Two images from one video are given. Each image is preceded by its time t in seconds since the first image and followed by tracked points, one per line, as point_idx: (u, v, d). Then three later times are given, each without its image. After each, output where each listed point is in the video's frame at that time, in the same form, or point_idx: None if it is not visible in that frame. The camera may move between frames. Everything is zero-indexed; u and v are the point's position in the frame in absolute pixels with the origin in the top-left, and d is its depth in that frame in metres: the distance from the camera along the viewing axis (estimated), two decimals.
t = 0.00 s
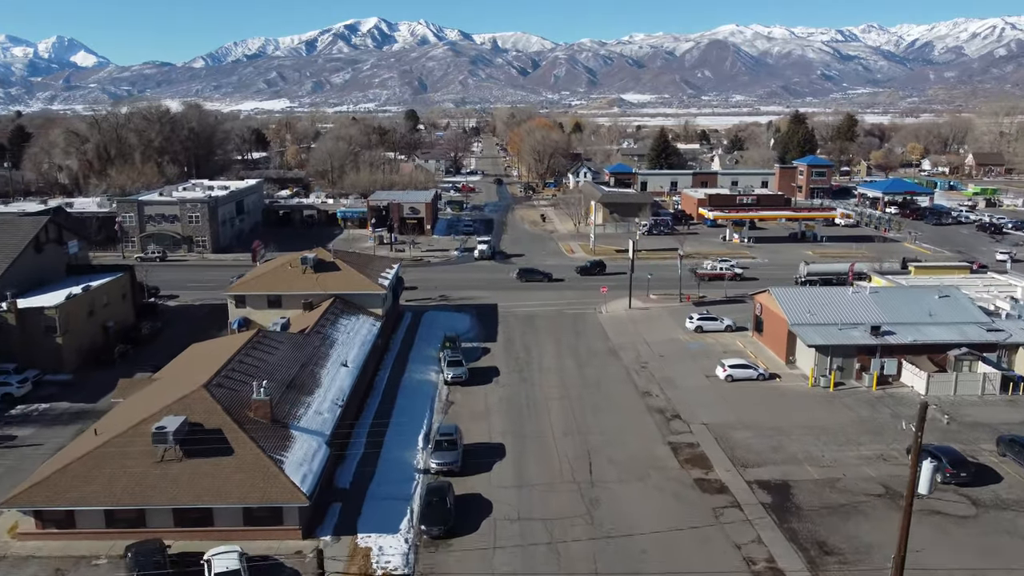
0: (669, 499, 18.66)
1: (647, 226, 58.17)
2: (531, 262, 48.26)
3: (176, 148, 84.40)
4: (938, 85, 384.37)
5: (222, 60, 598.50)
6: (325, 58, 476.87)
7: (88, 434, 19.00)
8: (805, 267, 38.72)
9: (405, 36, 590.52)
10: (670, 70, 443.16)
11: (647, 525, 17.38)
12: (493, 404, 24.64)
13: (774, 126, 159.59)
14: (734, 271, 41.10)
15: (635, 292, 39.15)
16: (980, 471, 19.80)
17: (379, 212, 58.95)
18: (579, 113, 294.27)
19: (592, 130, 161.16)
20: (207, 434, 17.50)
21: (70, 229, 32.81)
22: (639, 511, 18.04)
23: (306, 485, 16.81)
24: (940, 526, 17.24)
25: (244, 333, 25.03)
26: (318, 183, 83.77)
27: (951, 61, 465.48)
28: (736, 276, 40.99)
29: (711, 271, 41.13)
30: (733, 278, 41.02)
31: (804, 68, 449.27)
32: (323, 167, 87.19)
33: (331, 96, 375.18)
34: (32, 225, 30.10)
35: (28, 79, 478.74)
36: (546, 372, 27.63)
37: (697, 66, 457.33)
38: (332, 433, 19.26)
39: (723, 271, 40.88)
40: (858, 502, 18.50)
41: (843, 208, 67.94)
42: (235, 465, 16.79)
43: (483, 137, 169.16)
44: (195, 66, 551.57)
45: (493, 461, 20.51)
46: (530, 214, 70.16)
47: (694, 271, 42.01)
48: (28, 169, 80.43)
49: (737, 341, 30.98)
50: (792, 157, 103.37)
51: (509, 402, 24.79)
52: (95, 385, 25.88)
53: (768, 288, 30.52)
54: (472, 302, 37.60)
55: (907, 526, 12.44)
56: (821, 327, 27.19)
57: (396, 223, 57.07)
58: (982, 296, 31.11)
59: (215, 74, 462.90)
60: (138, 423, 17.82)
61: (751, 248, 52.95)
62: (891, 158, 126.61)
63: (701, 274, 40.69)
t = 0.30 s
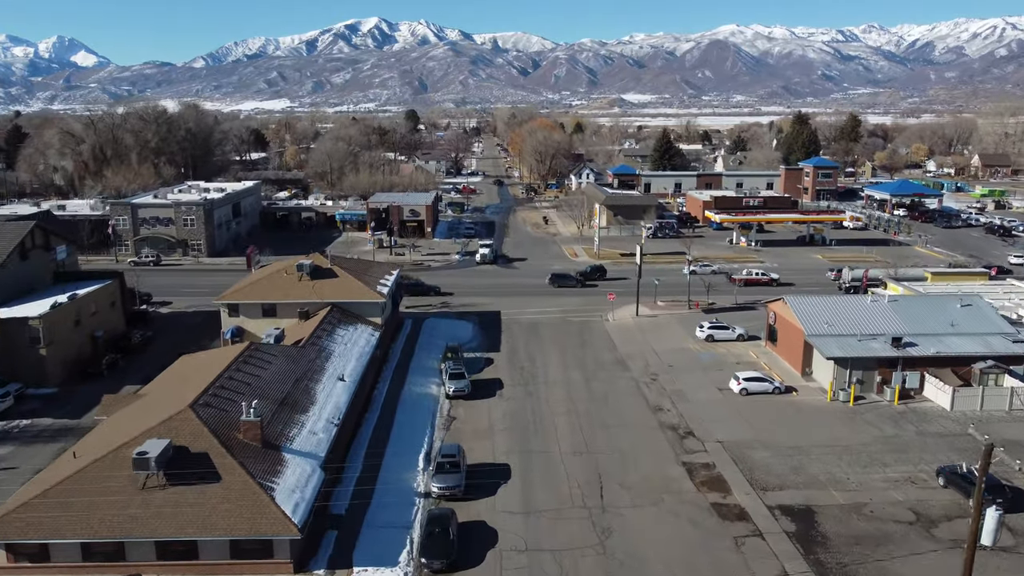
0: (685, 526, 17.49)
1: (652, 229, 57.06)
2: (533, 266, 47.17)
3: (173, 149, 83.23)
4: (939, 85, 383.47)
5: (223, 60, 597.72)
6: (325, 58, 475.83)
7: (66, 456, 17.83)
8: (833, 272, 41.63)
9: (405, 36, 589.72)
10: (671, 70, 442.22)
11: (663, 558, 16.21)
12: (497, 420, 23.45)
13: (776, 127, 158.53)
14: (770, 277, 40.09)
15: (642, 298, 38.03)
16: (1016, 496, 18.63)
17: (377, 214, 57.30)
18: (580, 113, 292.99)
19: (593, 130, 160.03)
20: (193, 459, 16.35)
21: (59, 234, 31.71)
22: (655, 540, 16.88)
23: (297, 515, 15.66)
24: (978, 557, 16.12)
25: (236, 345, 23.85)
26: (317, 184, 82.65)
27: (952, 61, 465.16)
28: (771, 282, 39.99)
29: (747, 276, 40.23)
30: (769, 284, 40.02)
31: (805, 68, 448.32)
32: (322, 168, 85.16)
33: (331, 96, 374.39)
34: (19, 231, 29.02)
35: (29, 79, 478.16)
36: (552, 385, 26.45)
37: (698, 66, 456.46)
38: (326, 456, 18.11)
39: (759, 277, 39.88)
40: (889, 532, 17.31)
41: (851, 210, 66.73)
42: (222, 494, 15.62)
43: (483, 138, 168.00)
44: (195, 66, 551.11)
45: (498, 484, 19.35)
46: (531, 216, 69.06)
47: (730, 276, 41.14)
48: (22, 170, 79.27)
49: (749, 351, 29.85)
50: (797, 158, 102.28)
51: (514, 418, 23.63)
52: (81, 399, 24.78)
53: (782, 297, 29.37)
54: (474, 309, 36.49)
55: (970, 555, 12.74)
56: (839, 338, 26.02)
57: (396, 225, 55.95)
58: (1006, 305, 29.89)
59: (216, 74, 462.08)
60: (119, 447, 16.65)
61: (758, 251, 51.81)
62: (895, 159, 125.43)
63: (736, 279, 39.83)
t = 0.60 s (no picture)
0: (706, 558, 16.30)
1: (657, 232, 55.96)
2: (537, 270, 46.05)
3: (170, 149, 82.08)
4: (941, 85, 382.40)
5: (223, 60, 596.70)
6: (326, 58, 474.72)
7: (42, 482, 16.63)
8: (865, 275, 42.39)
9: (405, 36, 588.50)
10: (671, 70, 441.21)
11: None
12: (501, 438, 22.28)
13: (779, 127, 157.46)
14: (810, 283, 39.24)
15: (649, 305, 36.87)
16: None
17: (376, 218, 55.24)
18: (580, 113, 292.18)
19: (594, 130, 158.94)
20: (176, 488, 15.18)
21: (46, 239, 30.51)
22: None
23: (288, 552, 14.51)
24: None
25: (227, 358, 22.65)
26: (315, 185, 81.52)
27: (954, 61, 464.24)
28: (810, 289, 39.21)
29: (785, 282, 39.49)
30: (808, 291, 39.20)
31: (806, 68, 447.40)
32: (321, 170, 82.99)
33: (332, 96, 373.36)
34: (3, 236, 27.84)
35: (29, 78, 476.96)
36: (558, 399, 25.27)
37: (698, 66, 455.57)
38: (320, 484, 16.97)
39: (798, 283, 39.06)
40: (924, 565, 16.13)
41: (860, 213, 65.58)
42: (207, 527, 14.43)
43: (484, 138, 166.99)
44: (195, 65, 550.18)
45: (503, 511, 18.17)
46: (533, 218, 67.94)
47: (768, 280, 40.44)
48: (16, 171, 78.12)
49: (763, 362, 28.68)
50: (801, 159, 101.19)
51: (520, 435, 22.46)
52: (64, 413, 23.56)
53: (797, 306, 28.22)
54: (476, 316, 35.32)
55: None
56: (859, 350, 24.85)
57: (396, 229, 54.82)
58: None
59: (217, 74, 461.07)
60: (97, 475, 15.46)
61: (766, 255, 50.67)
62: (900, 159, 124.32)
63: (774, 284, 39.11)
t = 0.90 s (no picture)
0: None
1: (663, 235, 54.81)
2: (540, 275, 44.94)
3: (166, 150, 80.98)
4: (942, 85, 380.86)
5: (223, 60, 595.74)
6: (326, 58, 473.68)
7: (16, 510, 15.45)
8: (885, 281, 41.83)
9: (405, 36, 587.68)
10: (671, 70, 439.96)
11: None
12: (507, 458, 21.08)
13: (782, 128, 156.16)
14: (853, 290, 37.96)
15: (657, 312, 35.74)
16: None
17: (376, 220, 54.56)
18: (580, 113, 290.64)
19: (595, 131, 157.73)
20: (157, 520, 14.00)
21: (31, 246, 29.38)
22: None
23: None
24: None
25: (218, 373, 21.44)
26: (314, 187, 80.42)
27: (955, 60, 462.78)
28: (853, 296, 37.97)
29: (828, 288, 38.17)
30: (851, 297, 37.91)
31: (808, 68, 445.96)
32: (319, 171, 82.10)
33: (332, 96, 372.24)
34: None
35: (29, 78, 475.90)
36: (566, 414, 24.07)
37: (699, 66, 454.30)
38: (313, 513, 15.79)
39: (841, 289, 37.77)
40: None
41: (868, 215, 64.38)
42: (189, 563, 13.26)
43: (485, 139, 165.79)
44: (195, 65, 549.25)
45: (510, 540, 17.00)
46: (536, 220, 66.78)
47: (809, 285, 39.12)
48: (10, 172, 77.07)
49: (778, 374, 27.52)
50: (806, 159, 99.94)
51: (526, 454, 21.29)
52: (46, 431, 22.42)
53: (814, 315, 27.04)
54: (479, 324, 34.15)
55: None
56: (882, 364, 23.67)
57: (396, 232, 53.65)
58: None
59: (217, 74, 459.94)
60: (73, 506, 14.28)
61: (775, 259, 49.50)
62: (906, 160, 122.97)
63: (816, 290, 37.80)
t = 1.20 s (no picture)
0: None
1: (669, 238, 53.63)
2: (543, 280, 43.79)
3: (163, 151, 79.84)
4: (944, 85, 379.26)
5: (223, 60, 594.62)
6: (326, 58, 472.50)
7: None
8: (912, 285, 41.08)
9: (405, 37, 586.52)
10: (672, 70, 438.69)
11: None
12: (513, 481, 19.85)
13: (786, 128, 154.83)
14: (898, 296, 37.10)
15: (666, 320, 34.56)
16: None
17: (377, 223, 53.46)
18: (580, 113, 289.47)
19: (596, 132, 156.49)
20: (133, 558, 12.79)
21: (16, 253, 28.24)
22: None
23: None
24: None
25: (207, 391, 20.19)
26: (313, 188, 79.28)
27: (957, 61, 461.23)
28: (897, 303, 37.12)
29: (872, 294, 37.22)
30: (896, 304, 37.04)
31: (809, 69, 444.53)
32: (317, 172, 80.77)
33: (332, 96, 370.98)
34: None
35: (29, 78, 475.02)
36: (574, 432, 22.84)
37: (700, 66, 453.05)
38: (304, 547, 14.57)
39: (887, 296, 36.86)
40: None
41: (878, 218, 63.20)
42: None
43: (486, 140, 164.59)
44: (195, 65, 548.30)
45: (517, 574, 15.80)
46: (539, 223, 65.60)
47: (852, 292, 38.11)
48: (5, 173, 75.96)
49: (796, 388, 26.31)
50: (812, 161, 98.72)
51: (533, 477, 20.07)
52: (25, 448, 21.26)
53: (834, 326, 25.87)
54: (483, 333, 32.95)
55: None
56: (907, 379, 22.48)
57: (396, 235, 52.43)
58: None
59: (217, 74, 458.86)
60: (41, 543, 13.07)
61: (784, 264, 48.32)
62: (912, 162, 121.66)
63: (861, 298, 36.88)
